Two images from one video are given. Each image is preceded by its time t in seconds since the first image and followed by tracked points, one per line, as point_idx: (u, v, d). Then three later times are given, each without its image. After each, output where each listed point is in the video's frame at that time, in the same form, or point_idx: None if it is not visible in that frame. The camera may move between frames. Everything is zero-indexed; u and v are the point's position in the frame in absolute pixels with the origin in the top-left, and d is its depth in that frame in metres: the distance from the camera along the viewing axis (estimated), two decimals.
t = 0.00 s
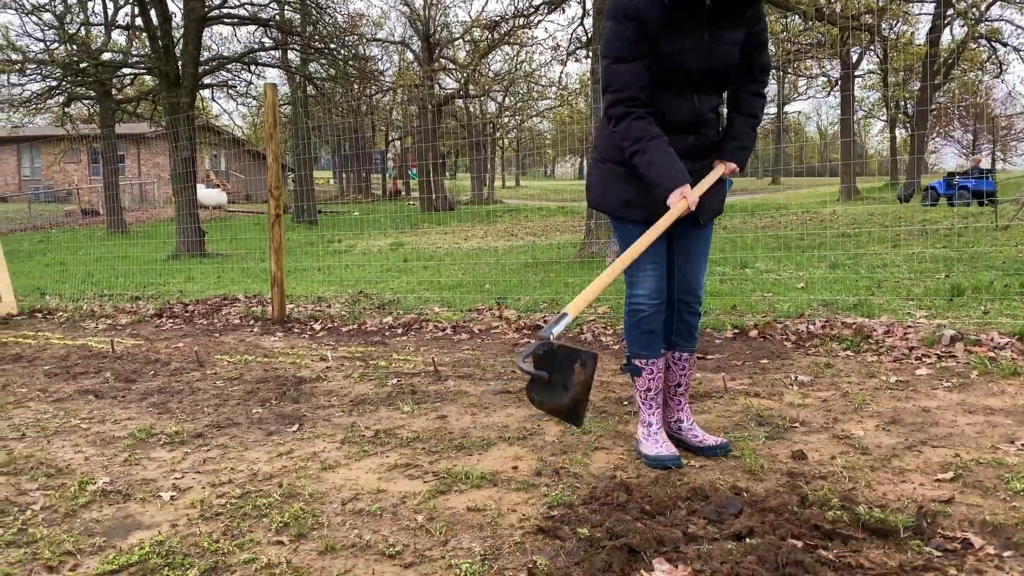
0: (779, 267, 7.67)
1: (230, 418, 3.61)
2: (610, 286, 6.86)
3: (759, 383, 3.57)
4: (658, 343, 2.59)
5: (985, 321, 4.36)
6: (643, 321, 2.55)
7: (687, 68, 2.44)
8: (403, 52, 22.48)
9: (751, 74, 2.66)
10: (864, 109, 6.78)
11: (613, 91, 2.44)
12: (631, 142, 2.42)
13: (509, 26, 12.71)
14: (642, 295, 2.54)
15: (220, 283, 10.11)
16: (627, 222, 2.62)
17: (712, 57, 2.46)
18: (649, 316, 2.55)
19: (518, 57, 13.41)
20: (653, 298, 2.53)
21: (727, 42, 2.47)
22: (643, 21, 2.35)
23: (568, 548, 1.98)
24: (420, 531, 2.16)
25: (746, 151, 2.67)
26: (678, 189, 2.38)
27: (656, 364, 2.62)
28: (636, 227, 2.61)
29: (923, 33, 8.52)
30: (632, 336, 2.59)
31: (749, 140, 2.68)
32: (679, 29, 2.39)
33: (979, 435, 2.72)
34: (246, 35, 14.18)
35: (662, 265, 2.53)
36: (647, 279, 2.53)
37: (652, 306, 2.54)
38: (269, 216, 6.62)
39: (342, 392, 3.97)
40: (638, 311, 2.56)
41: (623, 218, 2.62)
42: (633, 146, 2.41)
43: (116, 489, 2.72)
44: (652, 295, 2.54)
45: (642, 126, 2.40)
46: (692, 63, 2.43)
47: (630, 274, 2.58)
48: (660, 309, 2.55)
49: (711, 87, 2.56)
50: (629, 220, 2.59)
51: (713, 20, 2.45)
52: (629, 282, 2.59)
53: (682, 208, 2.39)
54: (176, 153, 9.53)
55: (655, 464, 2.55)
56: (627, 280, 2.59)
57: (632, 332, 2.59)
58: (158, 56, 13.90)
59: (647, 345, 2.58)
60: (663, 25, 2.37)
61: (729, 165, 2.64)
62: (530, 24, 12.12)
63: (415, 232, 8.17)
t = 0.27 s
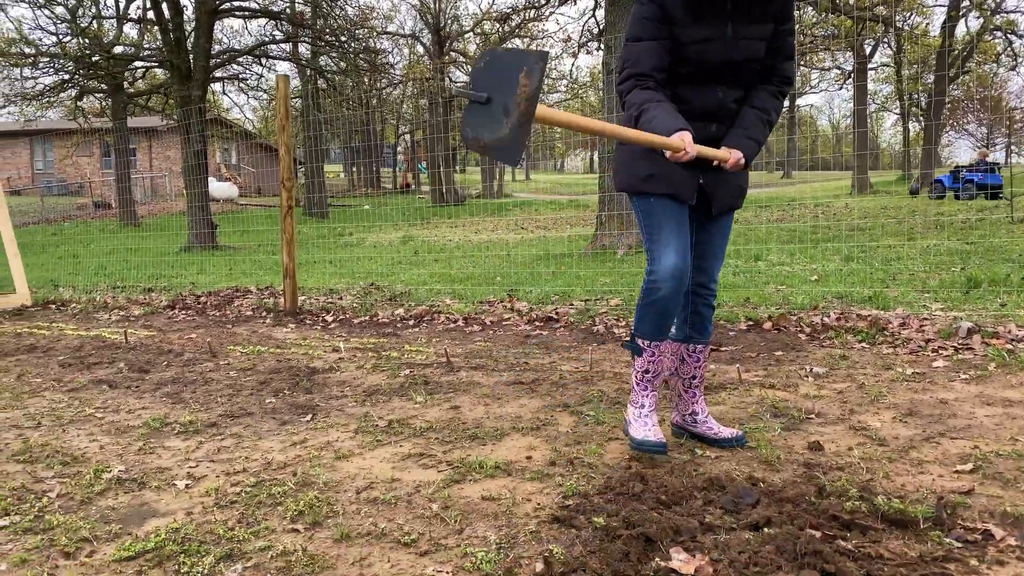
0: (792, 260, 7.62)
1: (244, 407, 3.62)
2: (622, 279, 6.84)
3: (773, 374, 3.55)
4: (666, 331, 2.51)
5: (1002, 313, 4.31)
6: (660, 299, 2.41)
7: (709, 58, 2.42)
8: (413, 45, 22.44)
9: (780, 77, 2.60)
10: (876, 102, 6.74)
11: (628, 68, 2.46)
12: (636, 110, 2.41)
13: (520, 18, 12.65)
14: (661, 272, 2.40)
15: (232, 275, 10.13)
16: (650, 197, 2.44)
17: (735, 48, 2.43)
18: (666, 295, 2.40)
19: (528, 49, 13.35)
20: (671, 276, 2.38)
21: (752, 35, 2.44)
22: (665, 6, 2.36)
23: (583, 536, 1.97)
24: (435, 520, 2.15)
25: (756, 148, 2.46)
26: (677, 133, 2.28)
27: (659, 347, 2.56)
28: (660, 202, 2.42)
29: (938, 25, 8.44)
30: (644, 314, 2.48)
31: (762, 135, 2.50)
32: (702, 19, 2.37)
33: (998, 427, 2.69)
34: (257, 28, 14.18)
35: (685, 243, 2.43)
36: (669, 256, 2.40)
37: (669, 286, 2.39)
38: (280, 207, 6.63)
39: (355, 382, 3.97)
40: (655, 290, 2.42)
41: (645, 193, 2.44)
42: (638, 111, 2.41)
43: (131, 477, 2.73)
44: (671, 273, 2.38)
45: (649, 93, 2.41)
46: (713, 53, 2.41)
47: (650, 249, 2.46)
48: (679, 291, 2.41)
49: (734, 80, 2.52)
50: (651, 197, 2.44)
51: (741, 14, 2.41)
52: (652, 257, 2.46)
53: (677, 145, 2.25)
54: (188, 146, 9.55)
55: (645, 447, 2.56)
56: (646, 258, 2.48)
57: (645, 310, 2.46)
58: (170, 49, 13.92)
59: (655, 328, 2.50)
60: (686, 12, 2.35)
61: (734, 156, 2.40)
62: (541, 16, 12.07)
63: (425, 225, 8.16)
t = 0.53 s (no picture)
0: (807, 256, 7.58)
1: (258, 401, 3.63)
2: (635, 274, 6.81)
3: (789, 370, 3.52)
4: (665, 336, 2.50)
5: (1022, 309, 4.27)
6: (654, 309, 2.44)
7: (731, 85, 2.31)
8: (425, 40, 22.43)
9: (795, 87, 2.51)
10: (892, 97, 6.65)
11: (653, 98, 2.29)
12: (667, 160, 2.23)
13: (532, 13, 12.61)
14: (657, 280, 2.43)
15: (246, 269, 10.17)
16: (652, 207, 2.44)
17: (754, 75, 2.31)
18: (662, 304, 2.43)
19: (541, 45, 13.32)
20: (667, 285, 2.42)
21: (774, 61, 2.32)
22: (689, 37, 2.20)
23: (600, 531, 1.96)
24: (451, 514, 2.15)
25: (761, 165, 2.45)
26: (703, 236, 2.18)
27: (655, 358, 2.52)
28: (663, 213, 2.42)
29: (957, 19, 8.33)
30: (639, 323, 2.49)
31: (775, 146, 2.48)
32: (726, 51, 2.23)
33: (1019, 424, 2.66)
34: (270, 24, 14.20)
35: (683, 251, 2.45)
36: (665, 265, 2.43)
37: (665, 295, 2.42)
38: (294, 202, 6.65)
39: (369, 376, 3.98)
40: (650, 296, 2.45)
41: (648, 202, 2.45)
42: (668, 166, 2.23)
43: (148, 469, 2.74)
44: (667, 283, 2.42)
45: (683, 146, 2.21)
46: (737, 80, 2.30)
47: (647, 256, 2.49)
48: (675, 299, 2.44)
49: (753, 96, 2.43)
50: (653, 206, 2.44)
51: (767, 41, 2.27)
52: (647, 265, 2.50)
53: (703, 264, 2.16)
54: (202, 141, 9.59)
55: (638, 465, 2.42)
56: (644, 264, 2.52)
57: (641, 318, 2.47)
58: (183, 44, 13.97)
59: (652, 336, 2.50)
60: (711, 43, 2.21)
61: (736, 184, 2.42)
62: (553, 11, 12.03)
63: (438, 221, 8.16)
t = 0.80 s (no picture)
0: (823, 251, 7.52)
1: (272, 393, 3.64)
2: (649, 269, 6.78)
3: (805, 363, 3.49)
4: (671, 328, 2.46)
5: None
6: (658, 300, 2.40)
7: (728, 68, 2.28)
8: (438, 37, 22.42)
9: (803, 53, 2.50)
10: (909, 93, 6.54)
11: (646, 87, 2.26)
12: (668, 140, 2.24)
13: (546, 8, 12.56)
14: (659, 271, 2.40)
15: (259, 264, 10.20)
16: (652, 196, 2.42)
17: (753, 57, 2.28)
18: (665, 293, 2.40)
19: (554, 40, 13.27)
20: (670, 275, 2.39)
21: (771, 40, 2.29)
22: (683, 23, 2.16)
23: (614, 521, 1.95)
24: (464, 503, 2.14)
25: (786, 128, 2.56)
26: (723, 192, 2.24)
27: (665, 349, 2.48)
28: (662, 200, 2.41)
29: (976, 13, 8.22)
30: (644, 316, 2.45)
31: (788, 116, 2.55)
32: (721, 33, 2.20)
33: None
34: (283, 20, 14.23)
35: (683, 241, 2.43)
36: (665, 255, 2.41)
37: (668, 285, 2.39)
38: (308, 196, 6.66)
39: (382, 369, 3.97)
40: (652, 288, 2.42)
41: (645, 190, 2.43)
42: (670, 145, 2.24)
43: (161, 459, 2.75)
44: (669, 273, 2.39)
45: (680, 122, 2.22)
46: (731, 61, 2.26)
47: (647, 248, 2.47)
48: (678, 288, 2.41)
49: (750, 77, 2.38)
50: (651, 196, 2.43)
51: (762, 21, 2.23)
52: (648, 257, 2.47)
53: (730, 213, 2.24)
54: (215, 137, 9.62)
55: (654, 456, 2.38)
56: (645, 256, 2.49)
57: (646, 310, 2.43)
58: (198, 41, 14.02)
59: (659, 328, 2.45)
60: (705, 27, 2.18)
61: (767, 147, 2.55)
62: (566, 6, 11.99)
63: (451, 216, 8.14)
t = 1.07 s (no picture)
0: (838, 246, 7.46)
1: (285, 383, 3.66)
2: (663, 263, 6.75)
3: (820, 356, 3.47)
4: (678, 320, 2.43)
5: None
6: (663, 291, 2.38)
7: (726, 39, 2.27)
8: (452, 33, 22.41)
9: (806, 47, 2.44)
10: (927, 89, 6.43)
11: (638, 52, 2.31)
12: (652, 101, 2.26)
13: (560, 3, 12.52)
14: (663, 262, 2.37)
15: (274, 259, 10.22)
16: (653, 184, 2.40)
17: (750, 28, 2.26)
18: (670, 284, 2.37)
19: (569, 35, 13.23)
20: (674, 264, 2.36)
21: (770, 13, 2.26)
22: None
23: (627, 510, 1.94)
24: (476, 493, 2.14)
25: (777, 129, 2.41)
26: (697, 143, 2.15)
27: (676, 341, 2.45)
28: (664, 189, 2.38)
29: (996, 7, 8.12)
30: (652, 308, 2.43)
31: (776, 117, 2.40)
32: None
33: None
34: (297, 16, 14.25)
35: (688, 232, 2.40)
36: (670, 246, 2.38)
37: (673, 276, 2.36)
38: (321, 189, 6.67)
39: (395, 361, 3.98)
40: (658, 281, 2.39)
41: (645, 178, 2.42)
42: (653, 105, 2.25)
43: (175, 448, 2.76)
44: (673, 263, 2.36)
45: (665, 83, 2.25)
46: (729, 33, 2.25)
47: (651, 239, 2.44)
48: (683, 279, 2.38)
49: (751, 56, 2.37)
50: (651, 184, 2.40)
51: None
52: (653, 249, 2.44)
53: (701, 161, 2.13)
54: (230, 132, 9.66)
55: (668, 448, 2.37)
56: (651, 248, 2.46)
57: (652, 302, 2.41)
58: (213, 36, 14.07)
59: (667, 321, 2.42)
60: None
61: (752, 144, 2.33)
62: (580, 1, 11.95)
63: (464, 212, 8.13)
